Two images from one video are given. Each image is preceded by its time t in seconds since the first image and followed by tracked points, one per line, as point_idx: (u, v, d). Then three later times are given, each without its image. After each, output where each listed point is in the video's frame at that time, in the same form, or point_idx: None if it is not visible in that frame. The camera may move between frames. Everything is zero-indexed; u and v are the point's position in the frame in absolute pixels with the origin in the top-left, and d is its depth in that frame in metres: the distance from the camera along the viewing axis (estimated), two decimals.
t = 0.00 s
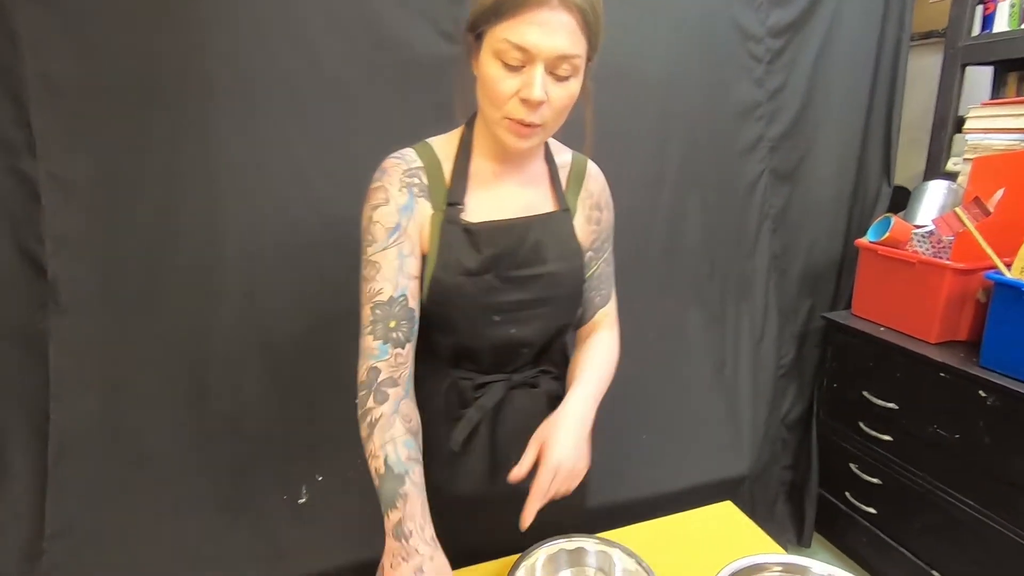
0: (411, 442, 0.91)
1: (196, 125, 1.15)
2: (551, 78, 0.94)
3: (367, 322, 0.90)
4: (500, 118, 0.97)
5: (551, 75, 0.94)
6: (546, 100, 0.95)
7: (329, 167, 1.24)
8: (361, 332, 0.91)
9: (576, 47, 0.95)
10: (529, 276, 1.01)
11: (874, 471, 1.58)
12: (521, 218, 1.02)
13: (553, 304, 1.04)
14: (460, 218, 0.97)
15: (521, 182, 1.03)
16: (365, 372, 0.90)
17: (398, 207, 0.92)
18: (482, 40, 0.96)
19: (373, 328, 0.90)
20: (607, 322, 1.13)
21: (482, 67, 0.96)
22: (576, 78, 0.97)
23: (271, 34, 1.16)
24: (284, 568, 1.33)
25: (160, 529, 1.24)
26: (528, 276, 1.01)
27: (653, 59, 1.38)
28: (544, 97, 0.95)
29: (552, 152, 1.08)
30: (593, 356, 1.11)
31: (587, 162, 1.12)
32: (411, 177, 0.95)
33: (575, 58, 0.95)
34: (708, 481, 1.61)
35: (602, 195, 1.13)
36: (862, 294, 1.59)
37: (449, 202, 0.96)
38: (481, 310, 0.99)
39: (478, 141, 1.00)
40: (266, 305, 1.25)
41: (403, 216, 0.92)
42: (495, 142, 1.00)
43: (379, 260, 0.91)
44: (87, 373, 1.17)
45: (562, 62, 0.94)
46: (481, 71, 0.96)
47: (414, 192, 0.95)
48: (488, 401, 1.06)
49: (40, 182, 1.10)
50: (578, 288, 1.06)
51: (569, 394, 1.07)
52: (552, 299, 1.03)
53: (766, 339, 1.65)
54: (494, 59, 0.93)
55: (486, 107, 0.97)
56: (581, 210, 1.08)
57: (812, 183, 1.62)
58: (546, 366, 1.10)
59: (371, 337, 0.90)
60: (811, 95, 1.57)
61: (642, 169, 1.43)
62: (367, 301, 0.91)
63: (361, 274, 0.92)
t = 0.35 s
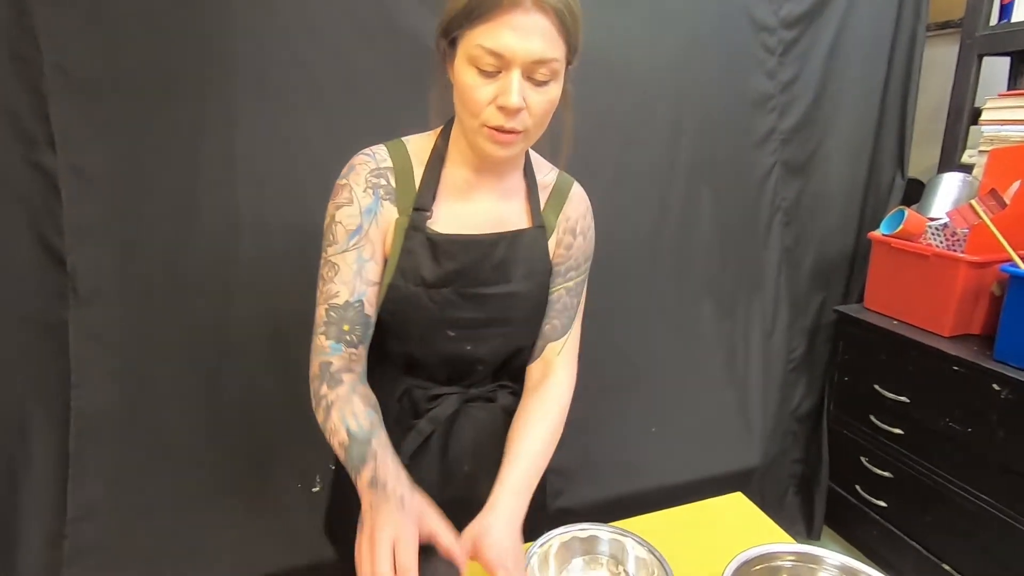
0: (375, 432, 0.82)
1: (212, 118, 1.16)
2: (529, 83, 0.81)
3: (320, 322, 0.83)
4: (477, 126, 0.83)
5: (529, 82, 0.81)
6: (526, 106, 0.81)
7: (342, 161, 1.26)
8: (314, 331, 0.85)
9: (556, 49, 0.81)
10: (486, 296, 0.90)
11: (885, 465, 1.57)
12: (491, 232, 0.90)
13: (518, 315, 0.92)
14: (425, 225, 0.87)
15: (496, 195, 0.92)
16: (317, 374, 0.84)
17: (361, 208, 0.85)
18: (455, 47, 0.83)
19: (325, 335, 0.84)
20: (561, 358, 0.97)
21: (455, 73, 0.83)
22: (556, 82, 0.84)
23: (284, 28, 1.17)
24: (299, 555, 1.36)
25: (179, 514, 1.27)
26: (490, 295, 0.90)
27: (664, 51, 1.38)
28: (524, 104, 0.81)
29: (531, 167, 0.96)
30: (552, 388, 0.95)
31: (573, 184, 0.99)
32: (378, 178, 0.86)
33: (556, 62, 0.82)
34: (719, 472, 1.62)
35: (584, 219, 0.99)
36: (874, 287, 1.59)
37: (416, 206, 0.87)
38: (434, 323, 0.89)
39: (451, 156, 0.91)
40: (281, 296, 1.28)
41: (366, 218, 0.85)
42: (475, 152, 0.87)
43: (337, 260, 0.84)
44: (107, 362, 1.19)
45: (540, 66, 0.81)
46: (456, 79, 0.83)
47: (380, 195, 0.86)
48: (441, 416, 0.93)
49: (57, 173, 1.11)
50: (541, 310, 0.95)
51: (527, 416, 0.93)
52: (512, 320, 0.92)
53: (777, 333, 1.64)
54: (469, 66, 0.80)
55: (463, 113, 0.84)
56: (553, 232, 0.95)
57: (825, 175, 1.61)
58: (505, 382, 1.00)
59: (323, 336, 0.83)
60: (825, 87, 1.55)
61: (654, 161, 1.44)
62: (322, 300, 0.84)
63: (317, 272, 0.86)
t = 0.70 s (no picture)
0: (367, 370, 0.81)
1: (221, 122, 1.18)
2: (523, 92, 0.82)
3: (305, 305, 0.85)
4: (471, 134, 0.84)
5: (522, 90, 0.82)
6: (519, 115, 0.82)
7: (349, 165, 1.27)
8: (298, 314, 0.86)
9: (548, 59, 0.83)
10: (471, 297, 0.92)
11: (892, 466, 1.57)
12: (481, 235, 0.92)
13: (502, 319, 0.93)
14: (415, 228, 0.90)
15: (489, 200, 0.94)
16: (298, 349, 0.83)
17: (354, 203, 0.88)
18: (450, 56, 0.84)
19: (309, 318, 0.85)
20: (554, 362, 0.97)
21: (449, 82, 0.84)
22: (548, 91, 0.85)
23: (292, 33, 1.19)
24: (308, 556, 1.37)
25: (188, 514, 1.29)
26: (476, 298, 0.92)
27: (668, 53, 1.39)
28: (518, 111, 0.82)
29: (525, 175, 0.98)
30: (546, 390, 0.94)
31: (568, 194, 1.00)
32: (373, 178, 0.90)
33: (548, 71, 0.83)
34: (725, 473, 1.62)
35: (578, 231, 1.00)
36: (880, 289, 1.59)
37: (407, 209, 0.90)
38: (419, 323, 0.91)
39: (446, 162, 0.93)
40: (289, 298, 1.29)
41: (357, 214, 0.88)
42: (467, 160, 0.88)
43: (327, 252, 0.87)
44: (118, 363, 1.21)
45: (533, 75, 0.82)
46: (450, 87, 0.84)
47: (373, 194, 0.90)
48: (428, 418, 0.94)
49: (69, 177, 1.13)
50: (530, 316, 0.95)
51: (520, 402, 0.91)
52: (496, 324, 0.93)
53: (782, 334, 1.65)
54: (464, 75, 0.82)
55: (458, 121, 0.85)
56: (547, 243, 0.96)
57: (830, 177, 1.61)
58: (492, 389, 0.98)
59: (307, 318, 0.84)
60: (829, 88, 1.56)
61: (659, 163, 1.44)
62: (310, 287, 0.87)
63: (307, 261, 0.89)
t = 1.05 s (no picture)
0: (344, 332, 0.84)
1: (230, 132, 1.20)
2: (517, 109, 0.84)
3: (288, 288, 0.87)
4: (468, 148, 0.86)
5: (517, 107, 0.84)
6: (513, 131, 0.84)
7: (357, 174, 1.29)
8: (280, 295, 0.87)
9: (543, 77, 0.84)
10: (483, 299, 0.93)
11: (898, 475, 1.57)
12: (487, 241, 0.94)
13: (513, 319, 0.94)
14: (426, 234, 0.91)
15: (490, 208, 0.96)
16: (272, 325, 0.85)
17: (359, 207, 0.89)
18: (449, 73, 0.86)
19: (290, 300, 0.87)
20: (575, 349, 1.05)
21: (448, 98, 0.86)
22: (543, 107, 0.86)
23: (301, 44, 1.21)
24: (313, 562, 1.38)
25: (196, 521, 1.30)
26: (489, 301, 0.93)
27: (673, 62, 1.41)
28: (512, 128, 0.84)
29: (528, 180, 1.00)
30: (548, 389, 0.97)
31: (564, 197, 1.01)
32: (381, 185, 0.91)
33: (542, 88, 0.84)
34: (731, 481, 1.62)
35: (577, 230, 1.02)
36: (885, 297, 1.59)
37: (416, 216, 0.91)
38: (433, 325, 0.92)
39: (448, 173, 0.94)
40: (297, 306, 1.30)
41: (361, 218, 0.89)
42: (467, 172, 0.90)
43: (323, 246, 0.89)
44: (127, 369, 1.22)
45: (528, 93, 0.84)
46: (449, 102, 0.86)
47: (380, 201, 0.91)
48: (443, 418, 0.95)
49: (81, 185, 1.15)
50: (537, 318, 0.97)
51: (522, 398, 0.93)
52: (506, 325, 0.94)
53: (788, 342, 1.65)
54: (461, 92, 0.84)
55: (457, 135, 0.87)
56: (550, 244, 0.98)
57: (834, 185, 1.62)
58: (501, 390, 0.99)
59: (287, 299, 0.86)
60: (833, 96, 1.57)
61: (663, 171, 1.45)
62: (298, 273, 0.88)
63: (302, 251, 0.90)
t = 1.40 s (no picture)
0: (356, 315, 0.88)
1: (234, 130, 1.21)
2: (515, 105, 0.84)
3: (298, 266, 0.89)
4: (468, 142, 0.87)
5: (515, 103, 0.84)
6: (511, 127, 0.85)
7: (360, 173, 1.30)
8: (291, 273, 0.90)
9: (540, 72, 0.84)
10: (484, 280, 0.93)
11: (905, 473, 1.56)
12: (487, 224, 0.93)
13: (514, 299, 0.94)
14: (428, 220, 0.91)
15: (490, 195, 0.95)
16: (285, 302, 0.88)
17: (362, 191, 0.90)
18: (448, 69, 0.86)
19: (301, 277, 0.89)
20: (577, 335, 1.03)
21: (447, 93, 0.86)
22: (541, 100, 0.87)
23: (306, 44, 1.21)
24: (319, 558, 1.39)
25: (203, 518, 1.31)
26: (489, 282, 0.93)
27: (677, 60, 1.40)
28: (510, 123, 0.84)
29: (528, 164, 1.00)
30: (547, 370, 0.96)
31: (563, 182, 1.01)
32: (384, 170, 0.91)
33: (539, 82, 0.85)
34: (736, 479, 1.62)
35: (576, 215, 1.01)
36: (892, 294, 1.58)
37: (418, 202, 0.91)
38: (435, 307, 0.92)
39: (449, 164, 0.95)
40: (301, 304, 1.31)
41: (364, 201, 0.90)
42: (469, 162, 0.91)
43: (329, 228, 0.90)
44: (135, 367, 1.23)
45: (525, 89, 0.84)
46: (449, 97, 0.86)
47: (382, 185, 0.91)
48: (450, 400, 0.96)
49: (89, 184, 1.16)
50: (539, 301, 0.97)
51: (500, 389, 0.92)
52: (507, 306, 0.94)
53: (794, 339, 1.65)
54: (460, 88, 0.84)
55: (458, 130, 0.87)
56: (550, 228, 0.98)
57: (840, 182, 1.61)
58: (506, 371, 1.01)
59: (299, 277, 0.88)
60: (839, 93, 1.56)
61: (668, 168, 1.45)
62: (307, 252, 0.90)
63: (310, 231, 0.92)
